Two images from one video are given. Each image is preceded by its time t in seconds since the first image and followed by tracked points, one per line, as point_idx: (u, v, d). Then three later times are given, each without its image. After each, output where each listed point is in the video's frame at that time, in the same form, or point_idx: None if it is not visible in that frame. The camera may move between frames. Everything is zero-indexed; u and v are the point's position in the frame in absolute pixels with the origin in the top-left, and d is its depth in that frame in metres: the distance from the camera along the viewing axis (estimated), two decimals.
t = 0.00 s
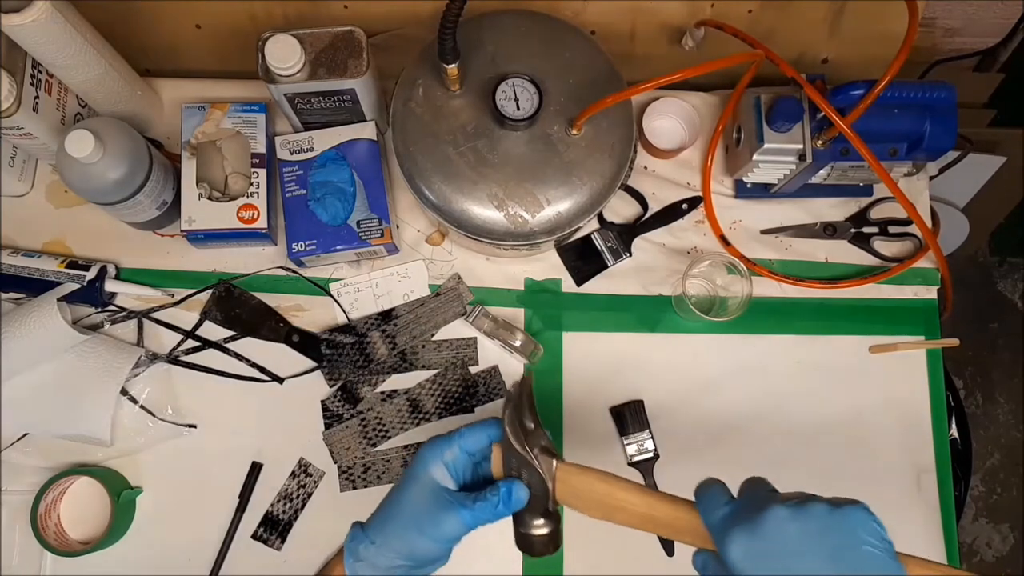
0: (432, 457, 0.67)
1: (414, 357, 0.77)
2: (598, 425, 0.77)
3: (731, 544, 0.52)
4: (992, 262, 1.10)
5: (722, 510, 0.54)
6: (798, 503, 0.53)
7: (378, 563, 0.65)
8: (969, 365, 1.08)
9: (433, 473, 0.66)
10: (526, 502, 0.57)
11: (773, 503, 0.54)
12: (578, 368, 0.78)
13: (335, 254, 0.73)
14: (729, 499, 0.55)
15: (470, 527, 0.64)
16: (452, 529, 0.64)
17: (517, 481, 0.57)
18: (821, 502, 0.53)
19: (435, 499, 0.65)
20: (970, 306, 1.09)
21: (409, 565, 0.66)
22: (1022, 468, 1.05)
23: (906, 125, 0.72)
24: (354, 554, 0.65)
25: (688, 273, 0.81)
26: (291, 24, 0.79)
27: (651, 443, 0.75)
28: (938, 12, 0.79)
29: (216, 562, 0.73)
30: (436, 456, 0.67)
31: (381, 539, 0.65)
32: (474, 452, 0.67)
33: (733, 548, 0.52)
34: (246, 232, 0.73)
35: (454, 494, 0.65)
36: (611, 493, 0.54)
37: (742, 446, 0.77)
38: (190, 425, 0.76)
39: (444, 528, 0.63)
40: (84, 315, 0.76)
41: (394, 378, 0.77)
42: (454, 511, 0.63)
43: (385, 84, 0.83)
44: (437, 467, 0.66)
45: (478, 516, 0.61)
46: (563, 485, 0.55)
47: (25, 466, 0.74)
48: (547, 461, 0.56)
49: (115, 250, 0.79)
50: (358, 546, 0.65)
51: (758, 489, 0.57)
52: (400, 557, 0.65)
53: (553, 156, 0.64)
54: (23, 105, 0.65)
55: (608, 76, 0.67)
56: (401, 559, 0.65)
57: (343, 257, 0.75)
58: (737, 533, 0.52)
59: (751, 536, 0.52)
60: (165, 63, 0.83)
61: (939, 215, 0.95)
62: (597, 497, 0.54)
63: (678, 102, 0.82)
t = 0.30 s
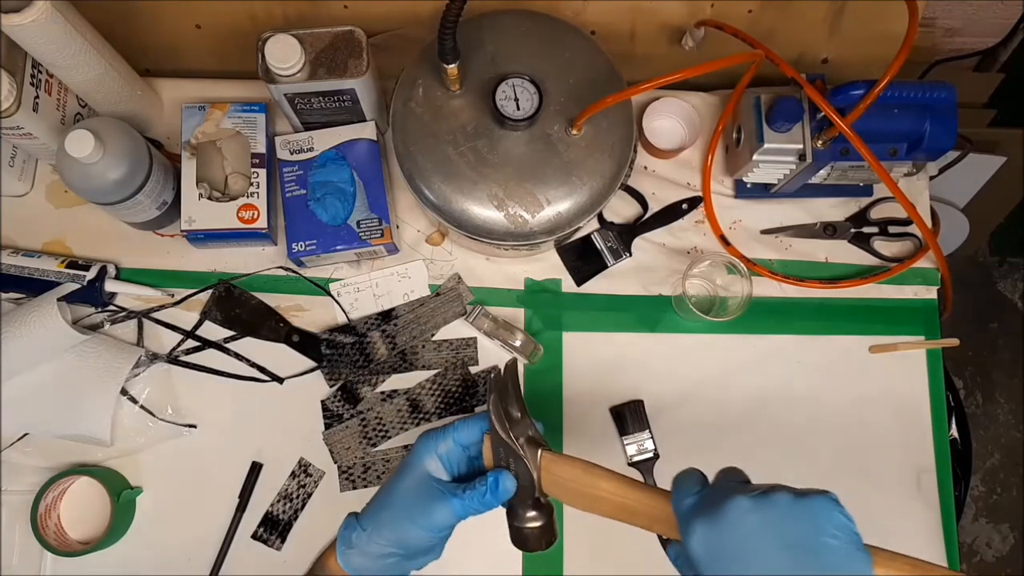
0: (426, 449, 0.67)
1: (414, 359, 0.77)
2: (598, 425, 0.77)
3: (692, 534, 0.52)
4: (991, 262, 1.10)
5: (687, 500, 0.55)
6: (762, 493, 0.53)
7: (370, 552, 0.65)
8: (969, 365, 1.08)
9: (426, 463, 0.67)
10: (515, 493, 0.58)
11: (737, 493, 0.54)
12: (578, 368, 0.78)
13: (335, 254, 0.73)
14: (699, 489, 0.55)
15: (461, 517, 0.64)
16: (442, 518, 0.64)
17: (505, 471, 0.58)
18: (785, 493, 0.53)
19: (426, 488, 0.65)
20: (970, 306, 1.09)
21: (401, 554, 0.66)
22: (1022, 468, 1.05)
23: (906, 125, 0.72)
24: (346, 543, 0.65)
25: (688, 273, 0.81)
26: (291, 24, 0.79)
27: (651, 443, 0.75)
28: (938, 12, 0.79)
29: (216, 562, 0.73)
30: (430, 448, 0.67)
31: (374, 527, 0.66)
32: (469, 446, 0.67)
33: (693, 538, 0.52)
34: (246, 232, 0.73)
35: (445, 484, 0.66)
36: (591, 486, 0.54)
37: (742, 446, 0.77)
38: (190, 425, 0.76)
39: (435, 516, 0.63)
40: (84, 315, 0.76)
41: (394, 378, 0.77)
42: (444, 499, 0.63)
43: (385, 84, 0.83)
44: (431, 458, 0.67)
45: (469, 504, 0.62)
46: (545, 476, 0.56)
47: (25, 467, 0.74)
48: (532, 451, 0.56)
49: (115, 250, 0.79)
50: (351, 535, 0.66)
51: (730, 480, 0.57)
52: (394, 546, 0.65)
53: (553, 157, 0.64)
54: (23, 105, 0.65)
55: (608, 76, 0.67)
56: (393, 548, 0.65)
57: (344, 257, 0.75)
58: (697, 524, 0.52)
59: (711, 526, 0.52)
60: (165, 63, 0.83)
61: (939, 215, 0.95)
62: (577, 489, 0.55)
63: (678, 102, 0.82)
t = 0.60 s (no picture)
0: (426, 443, 0.67)
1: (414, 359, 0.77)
2: (599, 425, 0.76)
3: (665, 523, 0.54)
4: (992, 262, 1.09)
5: (662, 490, 0.56)
6: (735, 481, 0.53)
7: (368, 543, 0.66)
8: (969, 365, 1.08)
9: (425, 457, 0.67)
10: (508, 482, 0.59)
11: (710, 480, 0.54)
12: (578, 369, 0.78)
13: (335, 254, 0.73)
14: (675, 479, 0.57)
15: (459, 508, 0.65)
16: (440, 511, 0.64)
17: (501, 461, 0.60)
18: (757, 480, 0.53)
19: (425, 481, 0.65)
20: (970, 306, 1.09)
21: (399, 546, 0.67)
22: (1022, 468, 1.05)
23: (906, 125, 0.72)
24: (345, 535, 0.66)
25: (688, 273, 0.81)
26: (291, 24, 0.79)
27: (651, 443, 0.75)
28: (938, 12, 0.79)
29: (216, 562, 0.73)
30: (430, 441, 0.67)
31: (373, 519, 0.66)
32: (470, 439, 0.67)
33: (666, 526, 0.53)
34: (246, 232, 0.73)
35: (444, 477, 0.66)
36: (584, 478, 0.55)
37: (742, 445, 0.77)
38: (190, 425, 0.76)
39: (433, 509, 0.64)
40: (84, 315, 0.76)
41: (394, 378, 0.77)
42: (443, 492, 0.64)
43: (385, 84, 0.83)
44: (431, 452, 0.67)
45: (464, 496, 0.62)
46: (540, 467, 0.57)
47: (25, 467, 0.74)
48: (527, 442, 0.56)
49: (115, 250, 0.79)
50: (351, 525, 0.66)
51: (707, 468, 0.58)
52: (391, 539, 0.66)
53: (553, 156, 0.64)
54: (23, 105, 0.65)
55: (608, 76, 0.67)
56: (392, 540, 0.66)
57: (344, 257, 0.75)
58: (669, 513, 0.53)
59: (683, 515, 0.53)
60: (165, 63, 0.83)
61: (939, 215, 0.95)
62: (571, 480, 0.55)
63: (678, 102, 0.82)
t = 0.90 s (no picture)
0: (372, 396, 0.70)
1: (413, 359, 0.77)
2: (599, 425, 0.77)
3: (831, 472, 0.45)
4: (992, 262, 1.09)
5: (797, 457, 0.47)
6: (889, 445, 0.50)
7: (339, 503, 0.67)
8: (969, 365, 1.08)
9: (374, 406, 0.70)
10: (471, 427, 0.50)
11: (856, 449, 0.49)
12: (578, 368, 0.78)
13: (335, 254, 0.73)
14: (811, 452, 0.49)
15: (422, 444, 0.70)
16: (395, 446, 0.67)
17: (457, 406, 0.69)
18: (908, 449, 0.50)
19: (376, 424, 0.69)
20: (970, 306, 1.09)
21: (368, 493, 0.68)
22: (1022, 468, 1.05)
23: (906, 125, 0.72)
24: (314, 500, 0.67)
25: (688, 273, 0.81)
26: (291, 24, 0.79)
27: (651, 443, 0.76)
28: (937, 12, 0.79)
29: (216, 562, 0.73)
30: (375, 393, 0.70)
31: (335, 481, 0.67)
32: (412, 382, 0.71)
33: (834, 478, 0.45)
34: (246, 232, 0.73)
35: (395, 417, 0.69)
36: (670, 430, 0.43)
37: (742, 445, 0.77)
38: (190, 425, 0.76)
39: (387, 448, 0.67)
40: (84, 315, 0.76)
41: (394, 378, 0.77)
42: (391, 429, 0.67)
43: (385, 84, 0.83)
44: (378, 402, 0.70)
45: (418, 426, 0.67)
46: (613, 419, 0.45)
47: (25, 467, 0.74)
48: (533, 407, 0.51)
49: (115, 250, 0.79)
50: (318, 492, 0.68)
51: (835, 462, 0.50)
52: (359, 494, 0.68)
53: (553, 156, 0.64)
54: (23, 105, 0.65)
55: (608, 76, 0.67)
56: (357, 493, 0.67)
57: (344, 257, 0.75)
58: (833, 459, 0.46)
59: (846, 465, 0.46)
60: (165, 63, 0.83)
61: (939, 215, 0.95)
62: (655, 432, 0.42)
63: (678, 102, 0.82)
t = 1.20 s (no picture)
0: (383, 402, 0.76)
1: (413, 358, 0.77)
2: (599, 425, 0.77)
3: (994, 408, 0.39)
4: (991, 261, 1.09)
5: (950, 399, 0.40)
6: None
7: (374, 510, 0.72)
8: (969, 365, 1.08)
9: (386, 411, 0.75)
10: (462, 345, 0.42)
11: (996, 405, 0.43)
12: (578, 368, 0.78)
13: (335, 254, 0.73)
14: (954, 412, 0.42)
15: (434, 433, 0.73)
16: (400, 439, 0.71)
17: (454, 380, 0.70)
18: None
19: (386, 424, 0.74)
20: (970, 306, 1.09)
21: (398, 492, 0.73)
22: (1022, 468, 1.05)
23: (906, 125, 0.72)
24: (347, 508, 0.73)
25: (688, 273, 0.81)
26: (290, 24, 0.79)
27: (651, 443, 0.76)
28: (937, 12, 0.79)
29: (216, 562, 0.73)
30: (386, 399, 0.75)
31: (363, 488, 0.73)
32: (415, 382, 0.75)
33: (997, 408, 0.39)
34: (246, 232, 0.73)
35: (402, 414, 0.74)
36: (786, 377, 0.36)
37: (742, 445, 0.77)
38: (190, 425, 0.76)
39: (392, 441, 0.71)
40: (84, 315, 0.76)
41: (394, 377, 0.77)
42: (393, 423, 0.71)
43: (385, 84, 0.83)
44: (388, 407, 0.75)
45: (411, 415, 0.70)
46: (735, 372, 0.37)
47: (25, 467, 0.74)
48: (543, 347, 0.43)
49: (115, 250, 0.79)
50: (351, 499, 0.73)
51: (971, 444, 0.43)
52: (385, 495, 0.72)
53: (553, 156, 0.64)
54: (23, 105, 0.65)
55: (608, 76, 0.67)
56: (387, 495, 0.72)
57: (343, 257, 0.75)
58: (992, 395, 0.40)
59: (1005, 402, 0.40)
60: (165, 63, 0.83)
61: (938, 214, 0.95)
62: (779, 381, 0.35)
63: (678, 102, 0.82)
